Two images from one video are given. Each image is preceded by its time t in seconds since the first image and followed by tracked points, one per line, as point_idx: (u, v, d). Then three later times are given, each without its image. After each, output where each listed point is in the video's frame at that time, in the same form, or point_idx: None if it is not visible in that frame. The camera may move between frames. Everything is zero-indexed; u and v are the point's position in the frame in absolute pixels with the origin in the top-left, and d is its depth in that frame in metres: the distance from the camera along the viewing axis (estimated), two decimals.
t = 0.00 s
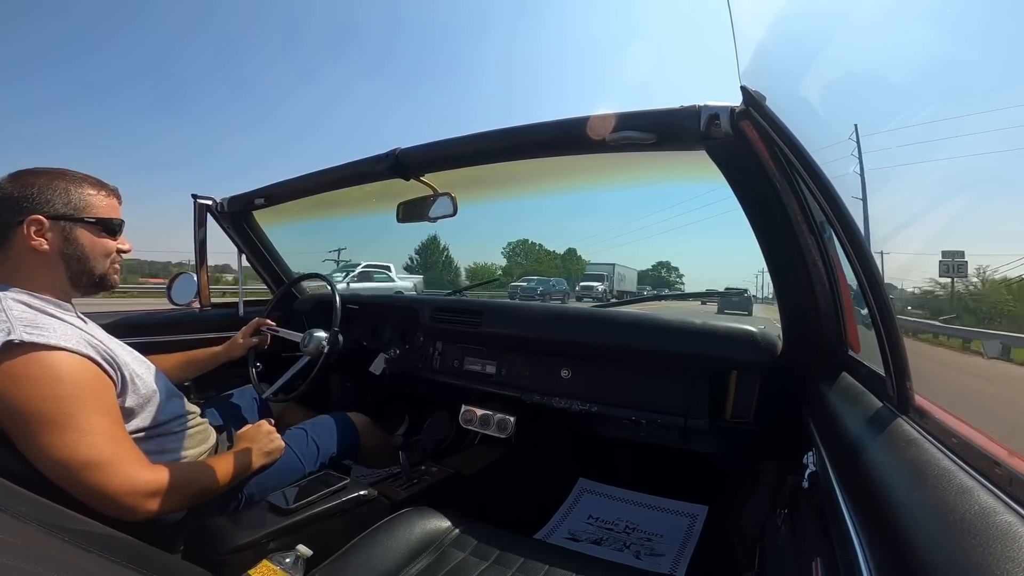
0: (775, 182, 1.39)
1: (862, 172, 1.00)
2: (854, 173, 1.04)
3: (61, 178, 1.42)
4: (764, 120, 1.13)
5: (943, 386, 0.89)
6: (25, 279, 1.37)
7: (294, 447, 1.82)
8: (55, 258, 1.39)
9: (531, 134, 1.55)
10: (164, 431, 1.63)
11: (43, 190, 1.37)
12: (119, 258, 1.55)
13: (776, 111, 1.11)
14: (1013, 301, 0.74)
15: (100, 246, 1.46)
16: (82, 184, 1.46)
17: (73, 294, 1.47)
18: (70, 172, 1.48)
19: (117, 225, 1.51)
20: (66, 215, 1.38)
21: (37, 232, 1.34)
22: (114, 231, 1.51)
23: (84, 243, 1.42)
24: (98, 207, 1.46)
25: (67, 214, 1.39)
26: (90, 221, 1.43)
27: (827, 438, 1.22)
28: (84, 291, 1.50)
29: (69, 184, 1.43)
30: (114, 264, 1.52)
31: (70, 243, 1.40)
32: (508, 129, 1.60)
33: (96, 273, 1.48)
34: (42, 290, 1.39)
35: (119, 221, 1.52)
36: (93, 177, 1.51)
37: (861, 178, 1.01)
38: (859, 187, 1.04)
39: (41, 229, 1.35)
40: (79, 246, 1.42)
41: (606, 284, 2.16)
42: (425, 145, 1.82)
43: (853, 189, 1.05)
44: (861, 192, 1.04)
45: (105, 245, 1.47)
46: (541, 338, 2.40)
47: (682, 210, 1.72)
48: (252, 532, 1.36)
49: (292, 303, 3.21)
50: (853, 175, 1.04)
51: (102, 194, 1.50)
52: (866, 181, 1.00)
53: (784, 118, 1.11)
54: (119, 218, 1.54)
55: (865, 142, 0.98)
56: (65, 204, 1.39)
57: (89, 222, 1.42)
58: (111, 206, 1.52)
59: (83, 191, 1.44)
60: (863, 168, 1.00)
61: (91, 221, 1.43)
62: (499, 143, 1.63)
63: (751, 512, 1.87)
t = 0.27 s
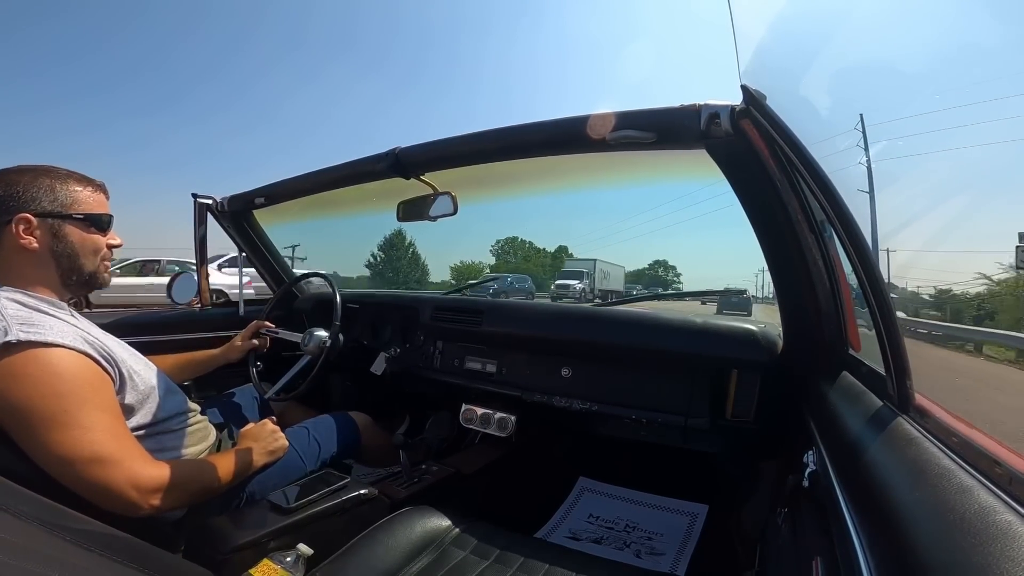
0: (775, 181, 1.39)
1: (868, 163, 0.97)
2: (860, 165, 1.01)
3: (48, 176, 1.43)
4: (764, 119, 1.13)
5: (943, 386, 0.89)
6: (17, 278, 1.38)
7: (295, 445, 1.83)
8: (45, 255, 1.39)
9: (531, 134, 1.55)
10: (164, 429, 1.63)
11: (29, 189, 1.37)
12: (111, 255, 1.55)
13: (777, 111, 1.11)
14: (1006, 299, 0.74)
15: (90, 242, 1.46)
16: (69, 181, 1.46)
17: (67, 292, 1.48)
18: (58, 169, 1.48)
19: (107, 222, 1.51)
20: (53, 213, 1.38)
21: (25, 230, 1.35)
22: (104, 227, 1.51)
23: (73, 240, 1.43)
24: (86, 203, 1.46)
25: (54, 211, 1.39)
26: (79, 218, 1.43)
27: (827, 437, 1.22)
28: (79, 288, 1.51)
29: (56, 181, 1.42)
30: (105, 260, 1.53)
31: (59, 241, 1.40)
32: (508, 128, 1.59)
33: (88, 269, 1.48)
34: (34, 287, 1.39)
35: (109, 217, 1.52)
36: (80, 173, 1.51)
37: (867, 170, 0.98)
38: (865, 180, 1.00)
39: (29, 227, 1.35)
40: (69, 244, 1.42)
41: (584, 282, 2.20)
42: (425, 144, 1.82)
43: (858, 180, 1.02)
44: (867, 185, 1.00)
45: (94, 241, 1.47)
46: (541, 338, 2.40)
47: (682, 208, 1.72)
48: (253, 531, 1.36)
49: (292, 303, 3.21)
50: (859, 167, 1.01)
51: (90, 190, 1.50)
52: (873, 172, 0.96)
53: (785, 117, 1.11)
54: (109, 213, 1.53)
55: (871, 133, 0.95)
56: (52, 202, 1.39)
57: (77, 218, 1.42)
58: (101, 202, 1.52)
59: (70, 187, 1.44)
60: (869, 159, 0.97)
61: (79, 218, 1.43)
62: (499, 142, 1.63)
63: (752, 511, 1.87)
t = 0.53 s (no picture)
0: (775, 183, 1.39)
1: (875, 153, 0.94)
2: (867, 155, 0.97)
3: (52, 172, 1.43)
4: (765, 121, 1.13)
5: (941, 388, 0.89)
6: (19, 273, 1.37)
7: (296, 444, 1.84)
8: (48, 250, 1.39)
9: (531, 133, 1.55)
10: (163, 426, 1.63)
11: (35, 184, 1.37)
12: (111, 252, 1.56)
13: (777, 112, 1.11)
14: (1008, 306, 0.73)
15: (93, 239, 1.47)
16: (74, 178, 1.46)
17: (67, 288, 1.48)
18: (64, 167, 1.49)
19: (109, 219, 1.52)
20: (58, 209, 1.39)
21: (30, 226, 1.35)
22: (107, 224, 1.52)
23: (77, 237, 1.43)
24: (90, 201, 1.46)
25: (59, 208, 1.39)
26: (83, 215, 1.44)
27: (825, 438, 1.22)
28: (79, 284, 1.50)
29: (60, 178, 1.43)
30: (106, 257, 1.53)
31: (63, 236, 1.40)
32: (509, 127, 1.59)
33: (89, 265, 1.49)
34: (36, 283, 1.39)
35: (111, 214, 1.52)
36: (82, 170, 1.51)
37: (875, 160, 0.95)
38: (872, 171, 0.97)
39: (34, 223, 1.35)
40: (73, 240, 1.42)
41: (556, 279, 2.28)
42: (426, 143, 1.82)
43: (867, 171, 0.99)
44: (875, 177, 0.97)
45: (97, 238, 1.48)
46: (540, 337, 2.40)
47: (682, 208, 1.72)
48: (250, 529, 1.36)
49: (292, 301, 3.21)
50: (867, 158, 0.97)
51: (94, 187, 1.50)
52: (874, 174, 0.96)
53: (786, 119, 1.11)
54: (111, 210, 1.54)
55: (878, 121, 0.93)
56: (57, 198, 1.39)
57: (81, 215, 1.43)
58: (103, 199, 1.52)
59: (74, 184, 1.45)
60: (870, 162, 0.97)
61: (83, 214, 1.44)
62: (499, 141, 1.63)
63: (749, 512, 1.87)
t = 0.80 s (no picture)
0: (775, 185, 1.39)
1: (882, 141, 0.91)
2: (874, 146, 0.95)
3: (52, 171, 1.43)
4: (764, 122, 1.13)
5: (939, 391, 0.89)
6: (16, 270, 1.37)
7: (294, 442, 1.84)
8: (46, 248, 1.39)
9: (531, 133, 1.55)
10: (162, 425, 1.63)
11: (33, 182, 1.37)
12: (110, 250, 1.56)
13: (777, 113, 1.11)
14: None
15: (91, 237, 1.46)
16: (72, 177, 1.46)
17: (65, 285, 1.48)
18: (62, 165, 1.49)
19: (108, 217, 1.52)
20: (56, 207, 1.38)
21: (28, 223, 1.35)
22: (105, 222, 1.52)
23: (74, 235, 1.43)
24: (88, 199, 1.46)
25: (57, 205, 1.39)
26: (81, 213, 1.43)
27: (823, 440, 1.22)
28: (77, 282, 1.50)
29: (59, 177, 1.43)
30: (105, 256, 1.53)
31: (60, 234, 1.40)
32: (509, 127, 1.59)
33: (87, 263, 1.48)
34: (34, 281, 1.39)
35: (110, 212, 1.52)
36: (82, 168, 1.52)
37: (878, 157, 0.94)
38: (881, 162, 0.94)
39: (32, 220, 1.35)
40: (70, 238, 1.42)
41: (519, 277, 2.37)
42: (426, 143, 1.82)
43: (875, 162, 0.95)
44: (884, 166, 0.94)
45: (95, 236, 1.48)
46: (539, 338, 2.40)
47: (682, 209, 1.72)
48: (248, 528, 1.36)
49: (291, 300, 3.21)
50: (874, 147, 0.95)
51: (91, 184, 1.50)
52: (874, 177, 0.96)
53: (786, 121, 1.11)
54: (110, 209, 1.54)
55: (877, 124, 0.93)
56: (55, 196, 1.39)
57: (79, 213, 1.43)
58: (101, 197, 1.52)
59: (71, 183, 1.45)
60: (870, 164, 0.97)
61: (81, 212, 1.44)
62: (500, 141, 1.63)
63: (746, 514, 1.87)
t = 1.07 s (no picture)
0: (774, 185, 1.39)
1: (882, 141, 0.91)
2: (884, 134, 0.92)
3: (49, 172, 1.43)
4: (763, 122, 1.13)
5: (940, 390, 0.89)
6: (15, 273, 1.39)
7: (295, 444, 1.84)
8: (37, 249, 1.39)
9: (531, 134, 1.55)
10: (162, 428, 1.63)
11: (25, 183, 1.37)
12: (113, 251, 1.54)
13: (776, 113, 1.11)
14: None
15: (86, 237, 1.45)
16: (68, 177, 1.46)
17: (64, 287, 1.47)
18: (62, 166, 1.49)
19: (109, 219, 1.51)
20: (46, 207, 1.37)
21: (17, 223, 1.34)
22: (105, 223, 1.50)
23: (66, 235, 1.42)
24: (83, 199, 1.45)
25: (47, 205, 1.38)
26: (74, 213, 1.42)
27: (823, 440, 1.22)
28: (77, 284, 1.50)
29: (53, 177, 1.43)
30: (105, 257, 1.51)
31: (50, 234, 1.39)
32: (508, 128, 1.59)
33: (84, 264, 1.47)
34: (26, 281, 1.39)
35: (110, 213, 1.51)
36: (85, 170, 1.52)
37: (877, 156, 0.94)
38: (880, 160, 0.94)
39: (22, 220, 1.34)
40: (62, 238, 1.41)
41: (467, 273, 2.51)
42: (426, 144, 1.82)
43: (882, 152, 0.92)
44: (894, 157, 0.90)
45: (92, 237, 1.46)
46: (539, 338, 2.40)
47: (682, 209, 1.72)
48: (249, 529, 1.36)
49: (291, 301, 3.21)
50: (876, 141, 0.93)
51: (90, 185, 1.50)
52: (873, 176, 0.97)
53: (785, 120, 1.11)
54: (111, 210, 1.53)
55: (876, 123, 0.93)
56: (46, 196, 1.38)
57: (72, 213, 1.41)
58: (102, 198, 1.51)
59: (66, 183, 1.44)
60: (869, 164, 0.98)
61: (74, 212, 1.42)
62: (499, 142, 1.63)
63: (747, 513, 1.87)
